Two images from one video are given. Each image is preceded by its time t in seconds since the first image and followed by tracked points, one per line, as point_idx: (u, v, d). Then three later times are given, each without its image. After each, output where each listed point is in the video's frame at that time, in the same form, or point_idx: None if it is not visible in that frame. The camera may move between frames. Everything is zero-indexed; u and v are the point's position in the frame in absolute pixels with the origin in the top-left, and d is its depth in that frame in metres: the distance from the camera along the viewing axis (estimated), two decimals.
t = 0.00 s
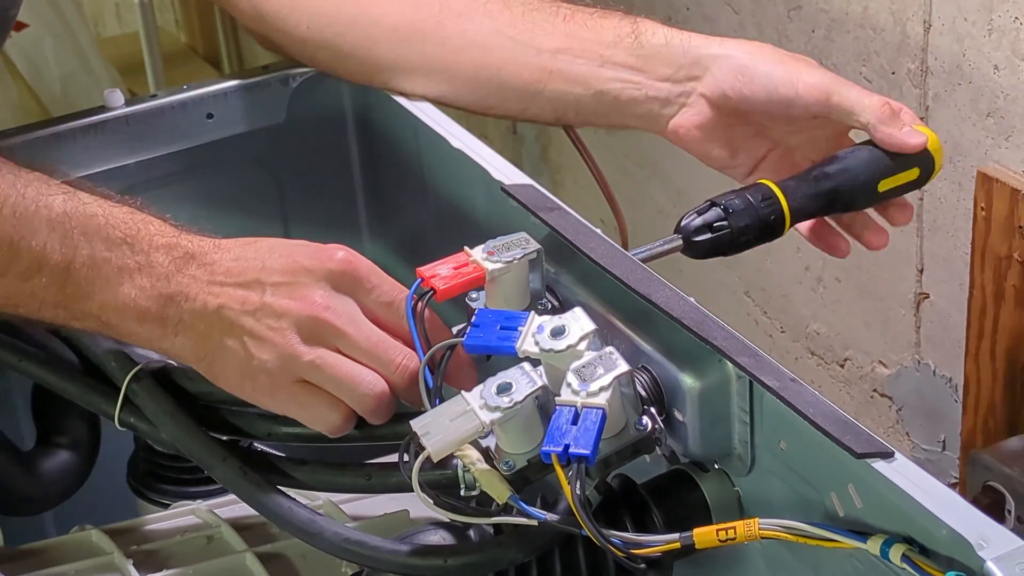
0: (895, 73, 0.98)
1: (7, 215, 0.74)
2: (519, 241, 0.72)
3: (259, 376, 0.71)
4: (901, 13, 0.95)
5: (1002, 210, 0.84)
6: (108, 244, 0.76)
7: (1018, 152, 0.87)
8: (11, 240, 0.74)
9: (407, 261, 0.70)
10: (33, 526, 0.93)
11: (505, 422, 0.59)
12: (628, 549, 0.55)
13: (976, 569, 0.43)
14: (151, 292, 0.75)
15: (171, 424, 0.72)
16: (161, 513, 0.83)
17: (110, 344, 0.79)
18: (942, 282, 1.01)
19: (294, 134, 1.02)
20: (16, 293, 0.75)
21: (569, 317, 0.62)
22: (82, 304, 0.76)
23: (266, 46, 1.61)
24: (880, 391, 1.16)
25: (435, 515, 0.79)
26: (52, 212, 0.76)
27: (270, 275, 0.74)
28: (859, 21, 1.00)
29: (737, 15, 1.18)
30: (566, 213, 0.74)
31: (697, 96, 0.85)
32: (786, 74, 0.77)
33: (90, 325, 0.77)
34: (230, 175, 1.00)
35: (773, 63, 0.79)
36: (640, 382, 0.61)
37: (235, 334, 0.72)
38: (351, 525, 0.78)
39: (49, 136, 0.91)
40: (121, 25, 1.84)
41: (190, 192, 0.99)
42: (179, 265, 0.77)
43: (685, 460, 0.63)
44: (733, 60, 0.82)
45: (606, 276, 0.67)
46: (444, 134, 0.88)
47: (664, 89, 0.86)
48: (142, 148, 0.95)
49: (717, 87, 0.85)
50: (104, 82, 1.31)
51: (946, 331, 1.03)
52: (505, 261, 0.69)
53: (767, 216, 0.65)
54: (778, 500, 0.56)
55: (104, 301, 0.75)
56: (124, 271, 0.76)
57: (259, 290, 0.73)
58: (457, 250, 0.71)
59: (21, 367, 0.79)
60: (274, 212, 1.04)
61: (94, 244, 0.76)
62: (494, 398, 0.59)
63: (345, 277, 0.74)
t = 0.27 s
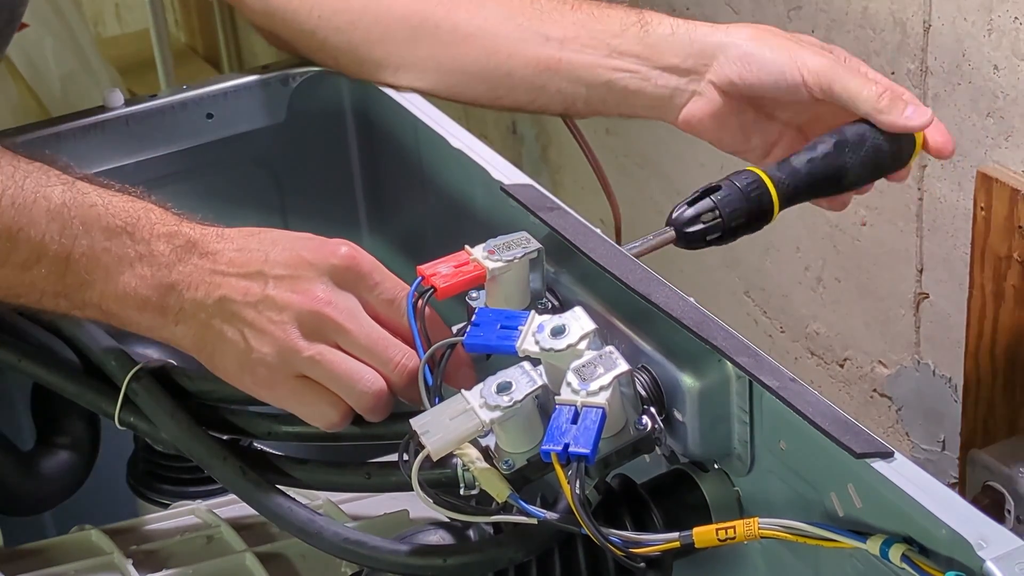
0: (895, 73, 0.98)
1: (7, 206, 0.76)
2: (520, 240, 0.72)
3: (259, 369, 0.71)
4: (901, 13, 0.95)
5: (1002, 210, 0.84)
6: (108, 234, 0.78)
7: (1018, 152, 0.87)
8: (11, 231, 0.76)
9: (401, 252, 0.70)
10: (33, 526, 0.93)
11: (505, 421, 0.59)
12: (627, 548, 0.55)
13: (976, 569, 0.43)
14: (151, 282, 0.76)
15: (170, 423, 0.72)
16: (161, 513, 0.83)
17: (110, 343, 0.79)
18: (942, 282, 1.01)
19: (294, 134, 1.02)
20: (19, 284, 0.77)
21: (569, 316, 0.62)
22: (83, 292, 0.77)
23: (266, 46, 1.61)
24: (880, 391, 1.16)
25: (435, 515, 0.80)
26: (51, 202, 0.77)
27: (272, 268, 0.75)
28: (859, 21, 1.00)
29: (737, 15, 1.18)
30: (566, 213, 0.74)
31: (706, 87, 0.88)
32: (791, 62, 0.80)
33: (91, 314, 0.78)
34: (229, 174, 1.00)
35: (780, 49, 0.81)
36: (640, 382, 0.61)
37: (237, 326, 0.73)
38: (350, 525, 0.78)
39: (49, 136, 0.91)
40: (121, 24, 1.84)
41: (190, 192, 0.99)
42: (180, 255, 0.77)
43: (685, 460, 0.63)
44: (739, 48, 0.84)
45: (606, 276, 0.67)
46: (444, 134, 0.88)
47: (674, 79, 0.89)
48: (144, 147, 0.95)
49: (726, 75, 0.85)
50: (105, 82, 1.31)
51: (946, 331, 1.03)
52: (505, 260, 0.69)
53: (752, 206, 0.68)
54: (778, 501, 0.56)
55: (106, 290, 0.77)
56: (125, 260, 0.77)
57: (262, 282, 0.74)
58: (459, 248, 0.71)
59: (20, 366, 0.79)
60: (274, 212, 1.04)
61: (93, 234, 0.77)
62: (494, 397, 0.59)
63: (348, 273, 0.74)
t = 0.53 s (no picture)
0: (894, 73, 0.98)
1: (7, 201, 0.76)
2: (519, 240, 0.72)
3: (258, 365, 0.71)
4: (901, 13, 0.94)
5: (1001, 210, 0.84)
6: (109, 229, 0.78)
7: (1017, 153, 0.87)
8: (12, 226, 0.76)
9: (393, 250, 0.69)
10: (32, 526, 0.93)
11: (505, 421, 0.59)
12: (627, 548, 0.55)
13: (975, 569, 0.43)
14: (151, 278, 0.76)
15: (170, 423, 0.72)
16: (160, 513, 0.83)
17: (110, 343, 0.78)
18: (941, 282, 1.01)
19: (294, 133, 1.02)
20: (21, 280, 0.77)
21: (569, 316, 0.62)
22: (84, 288, 0.77)
23: (265, 45, 1.62)
24: (880, 391, 1.16)
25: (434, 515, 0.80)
26: (52, 198, 0.77)
27: (273, 265, 0.75)
28: (858, 21, 1.00)
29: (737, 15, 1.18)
30: (566, 213, 0.74)
31: (702, 76, 0.88)
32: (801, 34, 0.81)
33: (92, 310, 0.78)
34: (229, 174, 1.00)
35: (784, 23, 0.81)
36: (639, 382, 0.61)
37: (237, 324, 0.73)
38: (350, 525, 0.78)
39: (48, 136, 0.91)
40: (121, 24, 1.84)
41: (190, 193, 0.99)
42: (180, 250, 0.77)
43: (685, 460, 0.63)
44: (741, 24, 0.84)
45: (605, 276, 0.67)
46: (444, 134, 0.88)
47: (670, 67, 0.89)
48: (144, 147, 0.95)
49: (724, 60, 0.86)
50: (104, 82, 1.31)
51: (945, 331, 1.03)
52: (504, 259, 0.69)
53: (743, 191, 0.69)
54: (777, 501, 0.56)
55: (106, 286, 0.77)
56: (126, 256, 0.77)
57: (262, 279, 0.74)
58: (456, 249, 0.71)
59: (20, 366, 0.79)
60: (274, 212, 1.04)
61: (94, 230, 0.77)
62: (493, 397, 0.59)
63: (348, 272, 0.74)
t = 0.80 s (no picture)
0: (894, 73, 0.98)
1: (7, 199, 0.76)
2: (519, 240, 0.72)
3: (256, 363, 0.71)
4: (901, 13, 0.94)
5: (1001, 210, 0.84)
6: (109, 226, 0.77)
7: (1017, 153, 0.87)
8: (12, 224, 0.76)
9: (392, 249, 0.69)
10: (32, 526, 0.93)
11: (505, 421, 0.59)
12: (626, 548, 0.55)
13: (975, 569, 0.43)
14: (151, 275, 0.76)
15: (170, 423, 0.72)
16: (160, 513, 0.83)
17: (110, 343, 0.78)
18: (942, 282, 1.01)
19: (293, 133, 1.02)
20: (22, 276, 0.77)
21: (569, 316, 0.62)
22: (85, 284, 0.77)
23: (265, 45, 1.61)
24: (879, 391, 1.16)
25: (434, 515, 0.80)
26: (52, 195, 0.77)
27: (272, 262, 0.74)
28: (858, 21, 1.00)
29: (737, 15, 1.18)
30: (566, 213, 0.74)
31: (702, 73, 0.88)
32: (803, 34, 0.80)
33: (93, 307, 0.78)
34: (229, 174, 1.00)
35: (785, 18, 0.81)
36: (639, 382, 0.61)
37: (237, 322, 0.73)
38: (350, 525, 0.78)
39: (47, 136, 0.91)
40: (120, 24, 1.84)
41: (190, 192, 0.99)
42: (181, 248, 0.77)
43: (685, 460, 0.63)
44: (743, 22, 0.85)
45: (605, 276, 0.67)
46: (444, 134, 0.88)
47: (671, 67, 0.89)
48: (144, 147, 0.95)
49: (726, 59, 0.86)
50: (104, 82, 1.31)
51: (945, 331, 1.03)
52: (504, 259, 0.69)
53: (754, 205, 0.69)
54: (778, 501, 0.56)
55: (106, 284, 0.77)
56: (127, 252, 0.77)
57: (261, 276, 0.74)
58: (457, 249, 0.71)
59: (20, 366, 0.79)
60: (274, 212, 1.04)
61: (94, 227, 0.77)
62: (493, 397, 0.59)
63: (348, 270, 0.74)
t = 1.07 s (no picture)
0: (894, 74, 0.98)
1: (7, 196, 0.76)
2: (519, 240, 0.72)
3: (257, 361, 0.72)
4: (900, 13, 0.95)
5: (1001, 210, 0.84)
6: (109, 225, 0.78)
7: (1017, 153, 0.87)
8: (12, 220, 0.76)
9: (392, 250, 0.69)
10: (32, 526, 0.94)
11: (504, 421, 0.59)
12: (626, 548, 0.55)
13: (974, 569, 0.43)
14: (151, 273, 0.77)
15: (169, 424, 0.72)
16: (161, 513, 0.83)
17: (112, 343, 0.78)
18: (942, 282, 1.01)
19: (293, 133, 1.02)
20: (22, 274, 0.77)
21: (569, 316, 0.62)
22: (84, 283, 0.77)
23: (266, 46, 1.61)
24: (879, 391, 1.16)
25: (434, 515, 0.80)
26: (52, 193, 0.77)
27: (273, 261, 0.75)
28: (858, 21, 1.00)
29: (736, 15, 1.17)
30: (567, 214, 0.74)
31: (708, 71, 0.87)
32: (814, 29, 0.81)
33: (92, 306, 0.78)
34: (228, 173, 1.00)
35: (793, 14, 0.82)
36: (638, 382, 0.61)
37: (237, 320, 0.73)
38: (349, 525, 0.78)
39: (46, 136, 0.91)
40: (121, 25, 1.84)
41: (190, 192, 0.99)
42: (182, 246, 0.78)
43: (684, 459, 0.63)
44: (747, 20, 0.85)
45: (604, 276, 0.67)
46: (444, 134, 0.88)
47: (671, 67, 0.89)
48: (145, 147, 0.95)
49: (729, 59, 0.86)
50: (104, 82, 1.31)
51: (945, 331, 1.03)
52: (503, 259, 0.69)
53: (749, 196, 0.70)
54: (778, 502, 0.56)
55: (107, 281, 0.77)
56: (127, 250, 0.77)
57: (263, 275, 0.74)
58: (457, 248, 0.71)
59: (19, 365, 0.79)
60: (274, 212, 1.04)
61: (94, 224, 0.77)
62: (493, 396, 0.59)
63: (349, 270, 0.74)
